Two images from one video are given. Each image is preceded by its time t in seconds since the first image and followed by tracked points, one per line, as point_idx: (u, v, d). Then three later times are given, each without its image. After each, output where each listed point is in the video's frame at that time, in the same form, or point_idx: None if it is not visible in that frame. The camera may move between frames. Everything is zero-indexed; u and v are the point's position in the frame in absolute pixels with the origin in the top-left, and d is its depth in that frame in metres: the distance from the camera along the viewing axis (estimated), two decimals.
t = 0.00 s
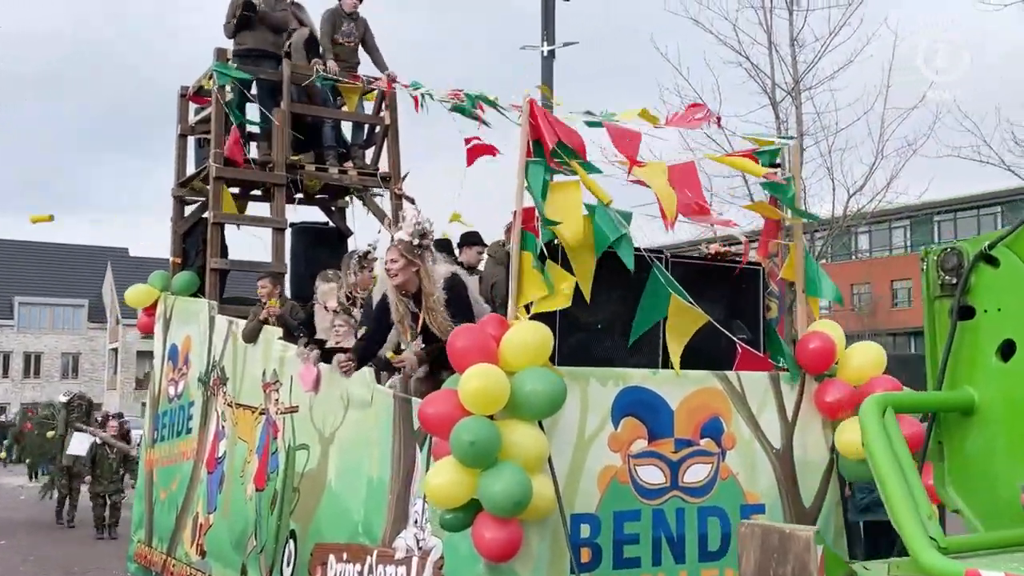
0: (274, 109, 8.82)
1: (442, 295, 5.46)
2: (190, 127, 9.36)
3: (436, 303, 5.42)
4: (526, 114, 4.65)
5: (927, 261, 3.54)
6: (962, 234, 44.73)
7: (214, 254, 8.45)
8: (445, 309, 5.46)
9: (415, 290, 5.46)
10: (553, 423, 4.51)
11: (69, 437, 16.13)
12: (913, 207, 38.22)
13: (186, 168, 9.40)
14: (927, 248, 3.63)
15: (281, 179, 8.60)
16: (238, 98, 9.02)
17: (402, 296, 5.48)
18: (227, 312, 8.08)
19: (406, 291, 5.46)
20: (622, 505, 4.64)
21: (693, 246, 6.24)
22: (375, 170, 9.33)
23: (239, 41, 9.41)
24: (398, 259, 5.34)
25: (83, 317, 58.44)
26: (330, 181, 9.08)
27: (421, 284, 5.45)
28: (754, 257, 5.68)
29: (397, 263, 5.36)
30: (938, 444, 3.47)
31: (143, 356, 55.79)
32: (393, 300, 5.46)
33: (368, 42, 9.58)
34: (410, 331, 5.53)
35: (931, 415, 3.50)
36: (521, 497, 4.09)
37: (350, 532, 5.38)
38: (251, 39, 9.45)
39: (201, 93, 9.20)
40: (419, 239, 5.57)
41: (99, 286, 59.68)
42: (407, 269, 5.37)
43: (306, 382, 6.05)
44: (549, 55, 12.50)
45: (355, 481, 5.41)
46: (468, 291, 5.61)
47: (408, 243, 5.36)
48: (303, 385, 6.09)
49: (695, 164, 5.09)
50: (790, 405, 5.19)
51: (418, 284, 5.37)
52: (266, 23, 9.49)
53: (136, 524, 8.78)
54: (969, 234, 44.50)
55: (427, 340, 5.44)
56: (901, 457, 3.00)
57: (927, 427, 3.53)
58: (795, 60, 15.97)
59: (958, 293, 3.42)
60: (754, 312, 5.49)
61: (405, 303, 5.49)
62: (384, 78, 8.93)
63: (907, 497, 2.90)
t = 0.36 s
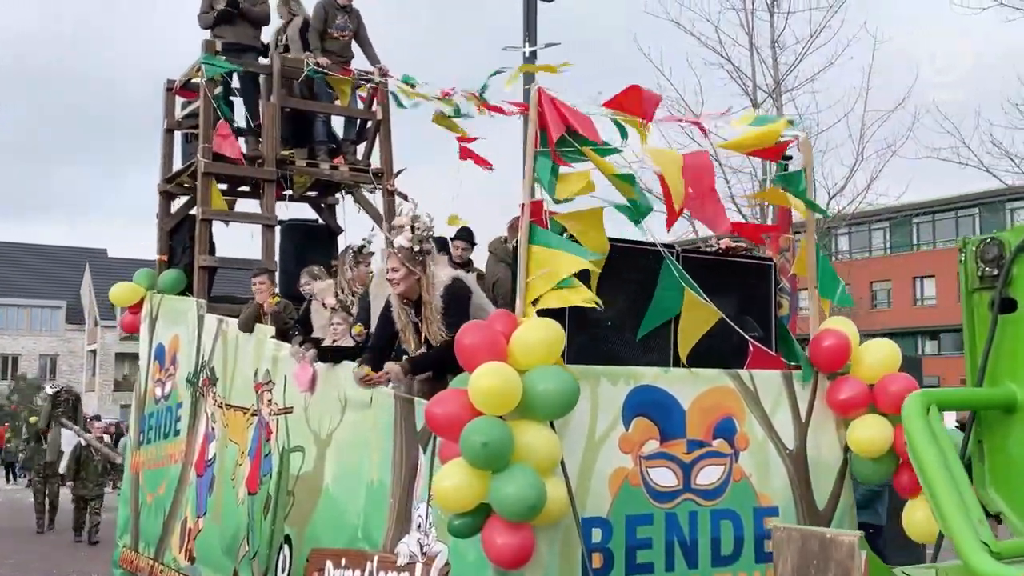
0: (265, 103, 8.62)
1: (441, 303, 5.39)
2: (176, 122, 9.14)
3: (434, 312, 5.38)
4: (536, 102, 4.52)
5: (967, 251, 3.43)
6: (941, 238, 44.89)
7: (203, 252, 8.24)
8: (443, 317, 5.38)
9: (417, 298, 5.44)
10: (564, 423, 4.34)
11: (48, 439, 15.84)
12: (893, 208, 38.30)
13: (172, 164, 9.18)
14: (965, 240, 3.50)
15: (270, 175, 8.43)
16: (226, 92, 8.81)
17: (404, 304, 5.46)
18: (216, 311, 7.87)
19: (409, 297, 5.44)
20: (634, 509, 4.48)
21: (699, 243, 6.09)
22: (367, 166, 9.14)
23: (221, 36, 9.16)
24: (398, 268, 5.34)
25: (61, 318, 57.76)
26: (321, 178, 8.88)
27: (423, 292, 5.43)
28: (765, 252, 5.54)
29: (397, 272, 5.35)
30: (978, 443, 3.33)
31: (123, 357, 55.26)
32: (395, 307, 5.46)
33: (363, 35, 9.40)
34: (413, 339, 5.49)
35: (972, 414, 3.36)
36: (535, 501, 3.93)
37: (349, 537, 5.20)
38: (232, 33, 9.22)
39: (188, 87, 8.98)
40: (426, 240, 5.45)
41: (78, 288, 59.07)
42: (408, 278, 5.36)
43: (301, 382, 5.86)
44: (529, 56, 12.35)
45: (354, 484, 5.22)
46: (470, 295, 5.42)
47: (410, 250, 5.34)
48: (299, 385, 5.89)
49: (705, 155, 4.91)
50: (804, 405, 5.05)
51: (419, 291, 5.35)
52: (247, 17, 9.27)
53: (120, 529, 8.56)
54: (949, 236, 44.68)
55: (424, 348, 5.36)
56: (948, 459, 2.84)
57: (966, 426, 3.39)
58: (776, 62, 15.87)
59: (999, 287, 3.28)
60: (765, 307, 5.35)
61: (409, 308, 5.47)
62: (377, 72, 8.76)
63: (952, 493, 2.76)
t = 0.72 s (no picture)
0: (259, 97, 8.44)
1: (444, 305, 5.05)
2: (168, 117, 8.96)
3: (437, 314, 5.06)
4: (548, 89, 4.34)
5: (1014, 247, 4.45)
6: (926, 238, 45.02)
7: (196, 248, 8.05)
8: (447, 318, 5.04)
9: (420, 300, 5.14)
10: (580, 422, 4.18)
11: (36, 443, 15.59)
12: (879, 209, 38.34)
13: (164, 159, 8.99)
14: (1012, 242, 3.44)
15: (266, 171, 8.28)
16: (219, 86, 8.63)
17: (407, 305, 5.13)
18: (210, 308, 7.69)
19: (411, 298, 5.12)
20: (651, 511, 4.33)
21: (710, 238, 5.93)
22: (363, 162, 8.95)
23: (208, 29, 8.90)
24: (400, 270, 5.04)
25: (45, 319, 57.26)
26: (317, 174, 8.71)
27: (426, 293, 5.11)
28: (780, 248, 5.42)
29: (398, 274, 5.05)
30: None
31: (108, 358, 54.84)
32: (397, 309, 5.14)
33: (359, 28, 9.21)
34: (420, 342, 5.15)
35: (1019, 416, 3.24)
36: (551, 501, 3.76)
37: (351, 540, 5.03)
38: (220, 26, 8.97)
39: (180, 81, 8.80)
40: (428, 237, 5.14)
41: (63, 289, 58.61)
42: (410, 280, 5.05)
43: (300, 380, 5.66)
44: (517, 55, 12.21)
45: (358, 485, 5.05)
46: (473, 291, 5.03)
47: (410, 250, 5.03)
48: (299, 383, 5.70)
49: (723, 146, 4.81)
50: (822, 404, 4.91)
51: (422, 293, 5.04)
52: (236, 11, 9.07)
53: (111, 532, 8.37)
54: (935, 236, 44.78)
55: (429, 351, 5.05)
56: (1001, 456, 2.74)
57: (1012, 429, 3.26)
58: (762, 63, 15.79)
59: None
60: (780, 303, 5.23)
61: (412, 310, 5.14)
62: (375, 66, 8.59)
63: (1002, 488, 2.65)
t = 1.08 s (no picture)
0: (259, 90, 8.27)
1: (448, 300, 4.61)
2: (165, 111, 8.79)
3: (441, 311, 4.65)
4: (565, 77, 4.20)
5: None
6: (915, 239, 44.85)
7: (195, 245, 7.88)
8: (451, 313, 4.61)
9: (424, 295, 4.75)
10: (601, 422, 4.04)
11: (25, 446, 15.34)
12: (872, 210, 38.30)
13: (161, 154, 8.81)
14: None
15: (265, 165, 8.09)
16: (218, 79, 8.46)
17: (411, 303, 4.77)
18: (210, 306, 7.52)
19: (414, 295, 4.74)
20: (673, 513, 4.18)
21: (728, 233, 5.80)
22: (365, 157, 8.80)
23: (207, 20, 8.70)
24: (400, 266, 4.65)
25: (35, 319, 56.87)
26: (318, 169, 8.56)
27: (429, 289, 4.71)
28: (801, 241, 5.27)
29: (398, 270, 4.67)
30: None
31: (99, 359, 54.49)
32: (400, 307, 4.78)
33: (361, 20, 9.05)
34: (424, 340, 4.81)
35: None
36: (576, 504, 3.61)
37: (360, 544, 4.87)
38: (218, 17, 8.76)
39: (178, 75, 8.62)
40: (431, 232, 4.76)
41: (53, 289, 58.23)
42: (412, 275, 4.66)
43: (307, 379, 5.52)
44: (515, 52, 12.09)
45: (367, 487, 4.90)
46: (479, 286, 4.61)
47: (410, 244, 4.67)
48: (306, 382, 5.54)
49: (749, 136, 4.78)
50: (845, 403, 4.78)
51: (424, 289, 4.66)
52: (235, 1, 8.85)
53: (107, 535, 8.20)
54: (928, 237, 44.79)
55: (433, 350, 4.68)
56: None
57: None
58: (755, 63, 15.72)
59: None
60: (803, 300, 5.08)
61: (416, 308, 4.77)
62: (377, 58, 8.44)
63: None
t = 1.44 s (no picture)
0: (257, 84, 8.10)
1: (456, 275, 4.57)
2: (161, 106, 8.60)
3: (450, 287, 4.58)
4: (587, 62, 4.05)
5: None
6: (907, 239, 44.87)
7: (193, 242, 7.69)
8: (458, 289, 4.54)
9: (430, 271, 4.66)
10: (624, 423, 3.88)
11: (13, 447, 15.08)
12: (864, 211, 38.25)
13: (156, 150, 8.63)
14: None
15: (263, 160, 7.92)
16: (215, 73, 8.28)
17: (416, 280, 4.67)
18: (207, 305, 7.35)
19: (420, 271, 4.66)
20: (698, 518, 4.03)
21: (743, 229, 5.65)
22: (364, 154, 8.64)
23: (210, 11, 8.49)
24: (409, 236, 4.56)
25: (24, 321, 56.40)
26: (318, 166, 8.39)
27: (436, 264, 4.64)
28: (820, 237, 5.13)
29: (406, 242, 4.57)
30: None
31: (88, 360, 54.08)
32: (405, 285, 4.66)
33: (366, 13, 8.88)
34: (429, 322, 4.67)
35: None
36: (603, 509, 3.45)
37: (370, 550, 4.71)
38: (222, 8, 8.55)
39: (173, 69, 8.44)
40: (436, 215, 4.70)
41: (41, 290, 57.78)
42: (420, 247, 4.58)
43: (310, 379, 5.34)
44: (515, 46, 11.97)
45: (376, 491, 4.74)
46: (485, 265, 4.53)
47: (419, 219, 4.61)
48: (309, 383, 5.37)
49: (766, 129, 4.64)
50: (869, 403, 4.64)
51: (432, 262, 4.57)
52: None
53: (102, 539, 8.01)
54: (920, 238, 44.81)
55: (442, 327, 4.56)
56: None
57: None
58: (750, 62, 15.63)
59: None
60: (824, 296, 4.93)
61: (421, 286, 4.67)
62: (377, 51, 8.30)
63: None
